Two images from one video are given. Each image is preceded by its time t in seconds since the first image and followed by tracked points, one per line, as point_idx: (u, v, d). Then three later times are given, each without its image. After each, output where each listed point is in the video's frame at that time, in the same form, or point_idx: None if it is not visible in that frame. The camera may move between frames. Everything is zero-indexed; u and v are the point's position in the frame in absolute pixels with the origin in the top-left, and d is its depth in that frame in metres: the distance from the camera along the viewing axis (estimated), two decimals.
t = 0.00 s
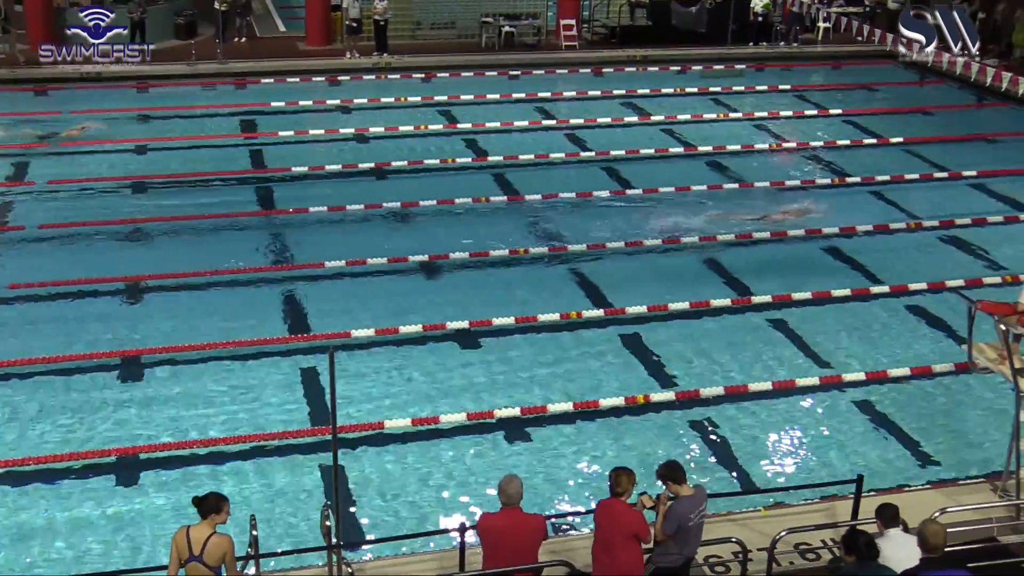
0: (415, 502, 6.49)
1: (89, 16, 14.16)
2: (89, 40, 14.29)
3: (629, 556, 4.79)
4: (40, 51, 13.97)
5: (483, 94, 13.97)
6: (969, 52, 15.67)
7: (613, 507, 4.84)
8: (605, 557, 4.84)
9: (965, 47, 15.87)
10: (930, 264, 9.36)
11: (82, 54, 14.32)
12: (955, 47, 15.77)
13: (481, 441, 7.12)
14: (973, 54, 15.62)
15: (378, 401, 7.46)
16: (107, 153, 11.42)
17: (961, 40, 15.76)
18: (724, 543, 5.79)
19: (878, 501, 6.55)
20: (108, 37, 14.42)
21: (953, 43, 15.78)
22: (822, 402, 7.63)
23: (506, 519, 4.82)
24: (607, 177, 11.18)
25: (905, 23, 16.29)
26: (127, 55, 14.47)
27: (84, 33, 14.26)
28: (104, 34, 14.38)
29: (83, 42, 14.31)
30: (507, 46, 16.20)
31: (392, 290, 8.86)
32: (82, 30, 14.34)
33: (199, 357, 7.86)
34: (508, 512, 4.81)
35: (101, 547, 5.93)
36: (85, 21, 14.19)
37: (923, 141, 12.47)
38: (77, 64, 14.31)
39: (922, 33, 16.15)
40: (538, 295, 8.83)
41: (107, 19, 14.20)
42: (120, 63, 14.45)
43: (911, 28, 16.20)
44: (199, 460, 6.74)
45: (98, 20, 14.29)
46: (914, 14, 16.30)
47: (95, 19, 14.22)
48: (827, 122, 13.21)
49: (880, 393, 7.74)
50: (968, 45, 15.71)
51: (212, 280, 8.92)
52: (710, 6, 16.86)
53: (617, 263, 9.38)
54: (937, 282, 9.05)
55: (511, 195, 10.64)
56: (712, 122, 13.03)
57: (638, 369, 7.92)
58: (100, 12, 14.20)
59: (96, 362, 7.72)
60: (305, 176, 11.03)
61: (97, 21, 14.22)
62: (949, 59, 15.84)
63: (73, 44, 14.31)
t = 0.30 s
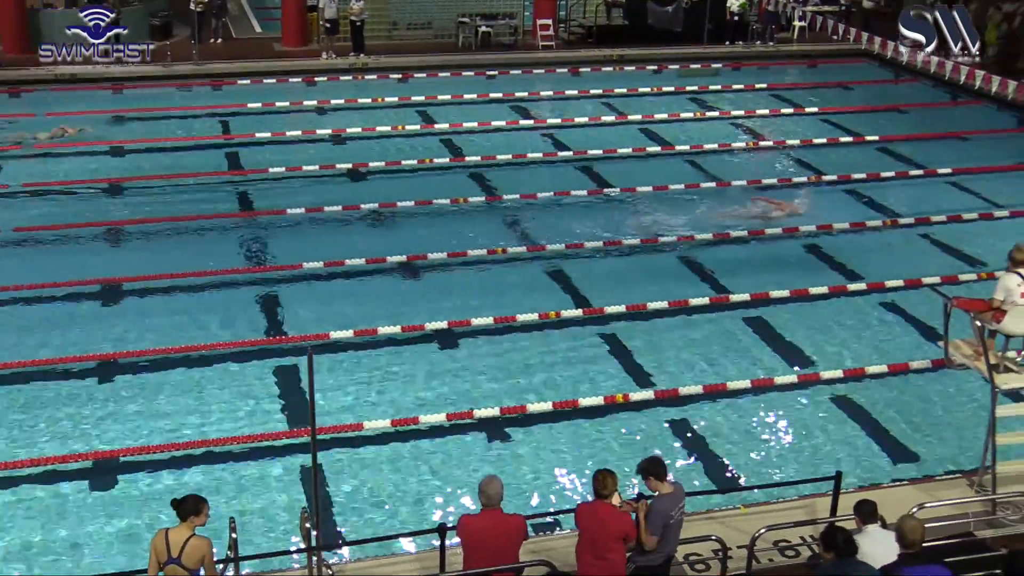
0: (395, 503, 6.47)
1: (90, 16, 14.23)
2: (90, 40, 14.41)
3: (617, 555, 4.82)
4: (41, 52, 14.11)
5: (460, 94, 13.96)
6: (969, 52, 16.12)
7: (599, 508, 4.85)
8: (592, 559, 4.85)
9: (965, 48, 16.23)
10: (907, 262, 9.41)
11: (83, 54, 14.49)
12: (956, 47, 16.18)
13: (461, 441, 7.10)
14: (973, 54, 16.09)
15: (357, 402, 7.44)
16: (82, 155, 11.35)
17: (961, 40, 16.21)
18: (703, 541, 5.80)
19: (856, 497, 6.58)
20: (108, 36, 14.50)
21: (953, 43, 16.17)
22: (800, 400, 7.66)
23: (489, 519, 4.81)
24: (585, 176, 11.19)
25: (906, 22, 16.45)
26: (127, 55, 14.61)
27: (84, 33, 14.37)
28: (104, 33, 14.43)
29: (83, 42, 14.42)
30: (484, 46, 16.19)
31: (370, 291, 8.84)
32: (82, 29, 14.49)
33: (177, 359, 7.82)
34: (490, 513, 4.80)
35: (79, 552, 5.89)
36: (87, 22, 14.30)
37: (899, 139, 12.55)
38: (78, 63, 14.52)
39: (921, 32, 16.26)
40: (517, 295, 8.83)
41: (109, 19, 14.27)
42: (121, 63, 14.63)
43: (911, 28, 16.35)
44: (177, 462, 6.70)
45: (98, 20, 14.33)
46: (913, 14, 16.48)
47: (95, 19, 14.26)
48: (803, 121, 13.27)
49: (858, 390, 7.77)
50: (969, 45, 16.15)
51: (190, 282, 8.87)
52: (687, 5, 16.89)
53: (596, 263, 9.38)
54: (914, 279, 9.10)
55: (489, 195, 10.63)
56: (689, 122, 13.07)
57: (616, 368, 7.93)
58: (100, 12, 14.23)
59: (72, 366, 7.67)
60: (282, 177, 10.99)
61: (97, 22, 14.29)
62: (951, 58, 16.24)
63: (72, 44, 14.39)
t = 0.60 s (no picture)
0: (377, 504, 6.46)
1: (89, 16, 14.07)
2: (90, 40, 14.30)
3: (608, 557, 4.92)
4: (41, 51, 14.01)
5: (437, 95, 13.94)
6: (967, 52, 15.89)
7: (587, 510, 4.94)
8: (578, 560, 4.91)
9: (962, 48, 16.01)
10: (884, 259, 9.46)
11: (82, 54, 14.39)
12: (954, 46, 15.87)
13: (441, 442, 7.09)
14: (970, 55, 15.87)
15: (336, 403, 7.42)
16: (58, 158, 11.28)
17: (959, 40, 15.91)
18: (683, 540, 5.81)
19: (835, 493, 6.61)
20: (108, 37, 14.41)
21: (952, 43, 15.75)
22: (778, 398, 7.68)
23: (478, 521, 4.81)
24: (563, 176, 11.20)
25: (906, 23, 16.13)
26: (127, 55, 14.48)
27: (84, 33, 14.25)
28: (104, 34, 14.35)
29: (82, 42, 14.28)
30: (461, 46, 16.23)
31: (348, 292, 8.82)
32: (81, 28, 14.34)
33: (155, 362, 7.78)
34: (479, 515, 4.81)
35: (59, 556, 5.86)
36: (86, 22, 14.17)
37: (875, 137, 12.61)
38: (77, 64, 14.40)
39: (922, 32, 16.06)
40: (496, 295, 8.83)
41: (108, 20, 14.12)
42: (120, 63, 14.49)
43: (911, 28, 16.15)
44: (157, 465, 6.67)
45: (98, 20, 14.23)
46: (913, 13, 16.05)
47: (95, 18, 14.18)
48: (780, 120, 13.31)
49: (836, 387, 7.80)
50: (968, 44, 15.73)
51: (169, 284, 8.83)
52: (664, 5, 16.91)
53: (575, 262, 9.39)
54: (891, 276, 9.15)
55: (468, 195, 10.63)
56: (667, 121, 13.09)
57: (595, 368, 7.94)
58: (101, 12, 14.12)
59: (50, 369, 7.62)
60: (260, 179, 10.96)
61: (97, 21, 14.19)
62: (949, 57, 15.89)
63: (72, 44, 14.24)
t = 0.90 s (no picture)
0: (353, 508, 6.45)
1: (90, 16, 14.41)
2: (90, 40, 14.53)
3: (583, 558, 4.93)
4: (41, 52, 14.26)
5: (411, 96, 13.93)
6: (969, 52, 16.63)
7: (564, 513, 4.95)
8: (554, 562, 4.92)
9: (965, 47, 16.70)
10: (857, 258, 9.50)
11: (82, 54, 14.59)
12: (955, 47, 16.69)
13: (417, 444, 7.08)
14: (972, 54, 16.61)
15: (311, 407, 7.39)
16: (29, 162, 11.20)
17: (961, 40, 16.63)
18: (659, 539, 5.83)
19: (810, 491, 6.64)
20: (108, 36, 14.71)
21: (952, 43, 16.67)
22: (753, 396, 7.71)
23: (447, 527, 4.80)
24: (537, 177, 11.21)
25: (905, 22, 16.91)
26: (127, 55, 14.68)
27: (85, 33, 14.51)
28: (104, 33, 14.65)
29: (83, 42, 14.53)
30: (434, 47, 16.21)
31: (322, 295, 8.79)
32: (82, 29, 14.67)
33: (129, 367, 7.74)
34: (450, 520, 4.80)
35: (33, 563, 5.81)
36: (86, 21, 14.46)
37: (847, 136, 12.69)
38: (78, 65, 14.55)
39: (923, 32, 16.86)
40: (471, 297, 8.83)
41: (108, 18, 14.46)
42: (120, 62, 14.70)
43: (911, 28, 16.88)
44: (131, 471, 6.63)
45: (98, 20, 14.59)
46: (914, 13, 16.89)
47: (95, 19, 14.50)
48: (753, 119, 13.37)
49: (810, 386, 7.84)
50: (968, 45, 16.63)
51: (142, 288, 8.79)
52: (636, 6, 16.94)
53: (549, 263, 9.40)
54: (864, 275, 9.19)
55: (442, 197, 10.62)
56: (640, 121, 13.13)
57: (571, 368, 7.94)
58: (101, 12, 14.48)
59: (22, 375, 7.56)
60: (234, 182, 10.91)
61: (97, 21, 14.50)
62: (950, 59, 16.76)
63: (73, 44, 14.52)
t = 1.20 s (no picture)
0: (329, 514, 6.42)
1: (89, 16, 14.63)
2: (90, 40, 14.75)
3: (555, 561, 4.93)
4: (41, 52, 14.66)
5: (384, 101, 13.91)
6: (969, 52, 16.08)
7: (536, 518, 4.93)
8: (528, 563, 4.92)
9: (965, 47, 16.19)
10: (830, 259, 9.55)
11: (83, 54, 14.83)
12: (955, 47, 16.27)
13: (392, 449, 7.06)
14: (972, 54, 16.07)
15: (285, 413, 7.36)
16: None
17: (960, 40, 16.21)
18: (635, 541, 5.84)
19: (785, 492, 6.66)
20: (108, 36, 14.93)
21: (952, 42, 16.27)
22: (727, 398, 7.73)
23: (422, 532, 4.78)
24: (511, 181, 11.21)
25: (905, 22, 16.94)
26: (126, 56, 15.06)
27: (84, 33, 14.78)
28: (104, 33, 14.87)
29: (84, 42, 14.77)
30: (407, 51, 16.21)
31: (296, 300, 8.76)
32: (82, 29, 14.83)
33: (102, 374, 7.68)
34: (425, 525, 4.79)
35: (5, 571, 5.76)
36: (87, 21, 14.65)
37: (818, 138, 12.76)
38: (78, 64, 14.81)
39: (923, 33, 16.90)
40: (445, 301, 8.82)
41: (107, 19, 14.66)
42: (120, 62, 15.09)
43: (911, 28, 16.91)
44: (105, 479, 6.59)
45: (98, 19, 14.75)
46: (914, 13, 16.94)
47: (95, 18, 14.69)
48: (725, 121, 13.42)
49: (783, 387, 7.87)
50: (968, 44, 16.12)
51: (114, 295, 8.73)
52: (609, 9, 16.97)
53: (524, 266, 9.40)
54: (837, 275, 9.24)
55: (415, 201, 10.61)
56: (613, 124, 13.16)
57: (546, 372, 7.94)
58: (101, 12, 14.66)
59: None
60: (207, 187, 10.87)
61: (97, 21, 14.69)
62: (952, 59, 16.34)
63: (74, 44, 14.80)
